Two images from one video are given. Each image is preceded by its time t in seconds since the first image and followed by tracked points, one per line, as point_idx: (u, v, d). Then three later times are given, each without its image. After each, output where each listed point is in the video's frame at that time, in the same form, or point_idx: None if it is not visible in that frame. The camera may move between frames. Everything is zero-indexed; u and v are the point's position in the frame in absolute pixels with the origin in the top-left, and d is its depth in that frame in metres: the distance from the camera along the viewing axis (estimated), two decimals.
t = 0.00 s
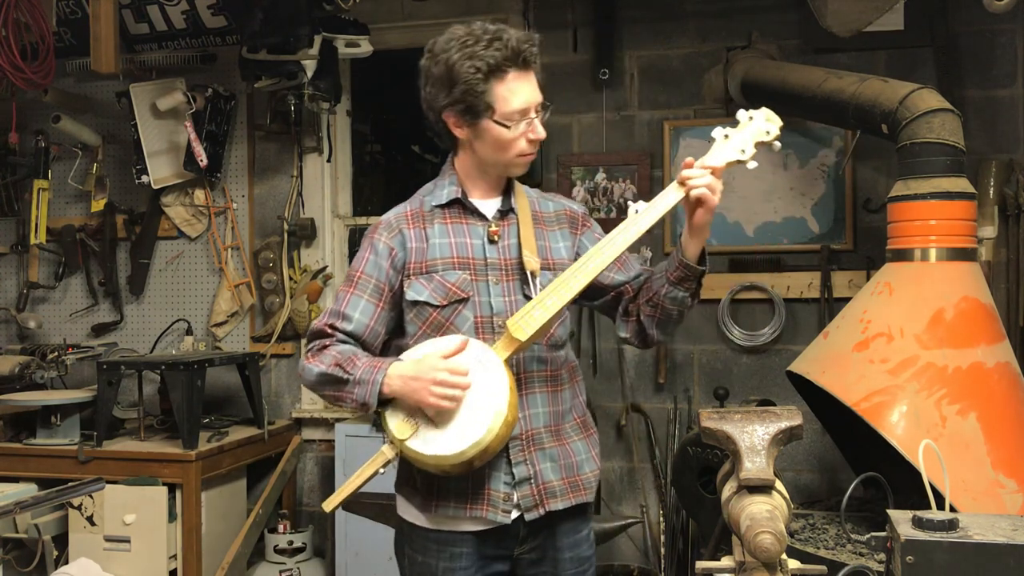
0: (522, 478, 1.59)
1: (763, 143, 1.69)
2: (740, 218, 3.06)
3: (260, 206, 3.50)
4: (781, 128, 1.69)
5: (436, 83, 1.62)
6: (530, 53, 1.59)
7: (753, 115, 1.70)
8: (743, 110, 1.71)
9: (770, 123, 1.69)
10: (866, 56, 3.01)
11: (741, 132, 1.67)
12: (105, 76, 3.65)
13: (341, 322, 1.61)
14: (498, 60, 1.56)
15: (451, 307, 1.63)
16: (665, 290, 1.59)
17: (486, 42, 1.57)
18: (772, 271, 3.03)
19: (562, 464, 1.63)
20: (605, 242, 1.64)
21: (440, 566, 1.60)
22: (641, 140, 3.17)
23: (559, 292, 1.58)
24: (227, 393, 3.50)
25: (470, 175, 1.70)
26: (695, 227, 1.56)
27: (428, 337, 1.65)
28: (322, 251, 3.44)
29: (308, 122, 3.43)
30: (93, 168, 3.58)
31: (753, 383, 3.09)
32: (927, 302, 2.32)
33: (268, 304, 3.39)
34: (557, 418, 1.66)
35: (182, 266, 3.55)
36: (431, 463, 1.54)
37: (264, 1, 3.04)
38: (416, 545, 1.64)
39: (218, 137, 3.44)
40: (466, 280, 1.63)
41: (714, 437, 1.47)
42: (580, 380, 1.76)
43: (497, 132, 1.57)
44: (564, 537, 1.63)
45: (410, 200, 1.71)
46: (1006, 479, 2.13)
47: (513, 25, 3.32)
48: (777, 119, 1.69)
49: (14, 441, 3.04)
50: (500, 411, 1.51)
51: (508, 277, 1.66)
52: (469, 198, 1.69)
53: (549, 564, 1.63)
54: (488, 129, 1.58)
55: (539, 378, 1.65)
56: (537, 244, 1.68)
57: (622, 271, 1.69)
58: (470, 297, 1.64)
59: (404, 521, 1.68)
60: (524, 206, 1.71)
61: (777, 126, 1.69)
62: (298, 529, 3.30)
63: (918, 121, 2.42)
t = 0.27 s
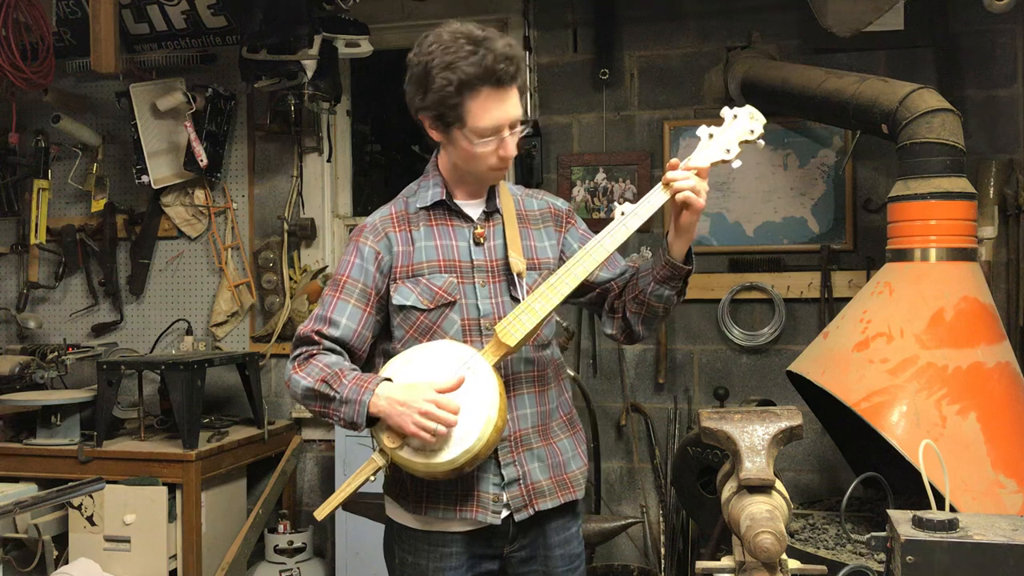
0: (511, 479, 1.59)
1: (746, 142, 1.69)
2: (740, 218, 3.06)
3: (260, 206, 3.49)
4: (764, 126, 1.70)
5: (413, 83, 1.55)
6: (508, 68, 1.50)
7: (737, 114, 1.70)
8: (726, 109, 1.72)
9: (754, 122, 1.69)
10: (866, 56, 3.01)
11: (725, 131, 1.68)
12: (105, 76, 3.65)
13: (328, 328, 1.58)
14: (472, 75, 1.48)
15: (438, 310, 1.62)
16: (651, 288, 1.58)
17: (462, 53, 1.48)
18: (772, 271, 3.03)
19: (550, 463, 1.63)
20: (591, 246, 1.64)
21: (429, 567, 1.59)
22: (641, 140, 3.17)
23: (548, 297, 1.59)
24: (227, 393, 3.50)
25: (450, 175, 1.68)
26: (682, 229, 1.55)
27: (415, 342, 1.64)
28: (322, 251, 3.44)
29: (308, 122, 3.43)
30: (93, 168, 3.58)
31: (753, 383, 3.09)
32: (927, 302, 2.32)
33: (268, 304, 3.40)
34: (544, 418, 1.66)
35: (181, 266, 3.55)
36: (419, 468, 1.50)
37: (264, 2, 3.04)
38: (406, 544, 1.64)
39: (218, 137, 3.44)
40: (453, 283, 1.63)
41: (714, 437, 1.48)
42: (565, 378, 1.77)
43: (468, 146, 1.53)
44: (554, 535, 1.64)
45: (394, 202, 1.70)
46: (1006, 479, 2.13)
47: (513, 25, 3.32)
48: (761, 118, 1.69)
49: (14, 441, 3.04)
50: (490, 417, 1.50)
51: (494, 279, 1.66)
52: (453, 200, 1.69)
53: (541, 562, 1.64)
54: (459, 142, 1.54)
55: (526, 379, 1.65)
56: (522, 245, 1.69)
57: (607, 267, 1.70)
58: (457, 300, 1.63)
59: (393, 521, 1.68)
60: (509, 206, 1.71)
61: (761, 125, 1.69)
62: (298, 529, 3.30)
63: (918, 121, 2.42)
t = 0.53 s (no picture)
0: (505, 479, 1.59)
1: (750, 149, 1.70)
2: (740, 218, 3.06)
3: (260, 206, 3.49)
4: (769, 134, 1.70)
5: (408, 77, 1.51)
6: (482, 101, 1.43)
7: (742, 120, 1.70)
8: (732, 114, 1.72)
9: (759, 128, 1.70)
10: (866, 56, 3.01)
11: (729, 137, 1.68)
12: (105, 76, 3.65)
13: (322, 329, 1.60)
14: (443, 101, 1.43)
15: (432, 312, 1.63)
16: (648, 291, 1.59)
17: (446, 72, 1.43)
18: (772, 271, 3.03)
19: (545, 463, 1.63)
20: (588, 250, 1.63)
21: (424, 565, 1.59)
22: (641, 140, 3.17)
23: (542, 301, 1.58)
24: (226, 393, 3.50)
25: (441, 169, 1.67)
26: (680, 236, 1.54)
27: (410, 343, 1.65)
28: (322, 251, 3.44)
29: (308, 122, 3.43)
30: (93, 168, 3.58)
31: (753, 383, 3.09)
32: (927, 302, 2.32)
33: (268, 304, 3.40)
34: (539, 418, 1.65)
35: (181, 266, 3.55)
36: (409, 467, 1.52)
37: (264, 2, 3.04)
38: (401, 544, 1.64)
39: (218, 137, 3.44)
40: (447, 286, 1.64)
41: (714, 437, 1.48)
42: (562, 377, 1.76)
43: (436, 160, 1.52)
44: (549, 534, 1.63)
45: (390, 203, 1.71)
46: (1006, 479, 2.13)
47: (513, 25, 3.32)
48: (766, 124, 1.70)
49: (14, 441, 3.04)
50: (479, 418, 1.50)
51: (489, 281, 1.66)
52: (447, 203, 1.68)
53: (537, 561, 1.63)
54: (433, 153, 1.53)
55: (521, 379, 1.64)
56: (518, 246, 1.68)
57: (605, 268, 1.68)
58: (451, 302, 1.64)
59: (388, 519, 1.68)
60: (505, 207, 1.70)
61: (766, 132, 1.70)
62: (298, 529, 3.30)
63: (918, 121, 2.42)
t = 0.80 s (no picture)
0: (507, 478, 1.59)
1: (761, 155, 1.67)
2: (740, 218, 3.06)
3: (260, 206, 3.49)
4: (782, 139, 1.67)
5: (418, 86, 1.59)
6: (478, 112, 1.49)
7: (754, 126, 1.68)
8: (744, 119, 1.69)
9: (772, 134, 1.67)
10: (866, 56, 3.01)
11: (740, 142, 1.66)
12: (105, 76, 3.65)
13: (329, 325, 1.65)
14: (443, 111, 1.51)
15: (438, 312, 1.65)
16: (656, 297, 1.59)
17: (447, 82, 1.51)
18: (772, 271, 3.03)
19: (548, 464, 1.62)
20: (589, 254, 1.63)
21: (425, 559, 1.61)
22: (642, 140, 3.17)
23: (541, 302, 1.59)
24: (227, 393, 3.50)
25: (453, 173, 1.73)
26: (686, 241, 1.53)
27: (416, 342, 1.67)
28: (322, 251, 3.44)
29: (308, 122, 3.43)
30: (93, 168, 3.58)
31: (753, 383, 3.09)
32: (927, 302, 2.32)
33: (268, 304, 3.40)
34: (544, 418, 1.65)
35: (181, 266, 3.55)
36: (404, 462, 1.55)
37: (264, 2, 3.04)
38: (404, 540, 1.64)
39: (218, 137, 3.44)
40: (452, 286, 1.65)
41: (714, 437, 1.48)
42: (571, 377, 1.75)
43: (439, 168, 1.59)
44: (554, 534, 1.62)
45: (401, 204, 1.74)
46: (1006, 479, 2.13)
47: (513, 25, 3.33)
48: (778, 130, 1.67)
49: (14, 441, 3.04)
50: (474, 416, 1.51)
51: (495, 282, 1.67)
52: (456, 206, 1.69)
53: (541, 561, 1.62)
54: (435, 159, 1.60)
55: (525, 380, 1.64)
56: (527, 248, 1.68)
57: (616, 272, 1.70)
58: (456, 303, 1.66)
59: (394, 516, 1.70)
60: (516, 209, 1.70)
61: (778, 137, 1.67)
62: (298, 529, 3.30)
63: (918, 121, 2.43)
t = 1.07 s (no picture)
0: (528, 474, 1.63)
1: (792, 160, 1.67)
2: (740, 218, 3.06)
3: (260, 206, 3.49)
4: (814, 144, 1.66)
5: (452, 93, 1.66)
6: (505, 114, 1.55)
7: (786, 129, 1.67)
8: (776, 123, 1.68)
9: (803, 138, 1.65)
10: (866, 55, 3.01)
11: (769, 147, 1.65)
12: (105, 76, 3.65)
13: (364, 317, 1.74)
14: (474, 114, 1.56)
15: (466, 308, 1.70)
16: (684, 301, 1.61)
17: (478, 84, 1.57)
18: (772, 271, 3.03)
19: (572, 461, 1.64)
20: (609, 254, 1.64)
21: (447, 552, 1.65)
22: (641, 140, 3.17)
23: (559, 300, 1.61)
24: (227, 393, 3.50)
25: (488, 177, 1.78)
26: (711, 246, 1.56)
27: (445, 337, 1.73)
28: (322, 251, 3.44)
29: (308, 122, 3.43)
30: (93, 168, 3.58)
31: (753, 383, 3.09)
32: (927, 302, 2.32)
33: (268, 304, 3.40)
34: (569, 416, 1.66)
35: (182, 266, 3.55)
36: (416, 448, 1.61)
37: (264, 1, 3.04)
38: (429, 531, 1.71)
39: (218, 137, 3.44)
40: (480, 283, 1.70)
41: (714, 437, 1.47)
42: (603, 377, 1.75)
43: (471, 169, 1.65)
44: (576, 533, 1.64)
45: (437, 203, 1.80)
46: (1006, 479, 2.13)
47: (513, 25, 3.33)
48: (811, 135, 1.65)
49: (14, 441, 3.04)
50: (485, 410, 1.56)
51: (523, 280, 1.70)
52: (488, 204, 1.74)
53: (561, 559, 1.65)
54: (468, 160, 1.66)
55: (549, 378, 1.66)
56: (557, 249, 1.71)
57: (647, 275, 1.71)
58: (484, 299, 1.70)
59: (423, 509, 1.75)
60: (549, 209, 1.73)
61: (810, 142, 1.65)
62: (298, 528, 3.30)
63: (918, 121, 2.42)
